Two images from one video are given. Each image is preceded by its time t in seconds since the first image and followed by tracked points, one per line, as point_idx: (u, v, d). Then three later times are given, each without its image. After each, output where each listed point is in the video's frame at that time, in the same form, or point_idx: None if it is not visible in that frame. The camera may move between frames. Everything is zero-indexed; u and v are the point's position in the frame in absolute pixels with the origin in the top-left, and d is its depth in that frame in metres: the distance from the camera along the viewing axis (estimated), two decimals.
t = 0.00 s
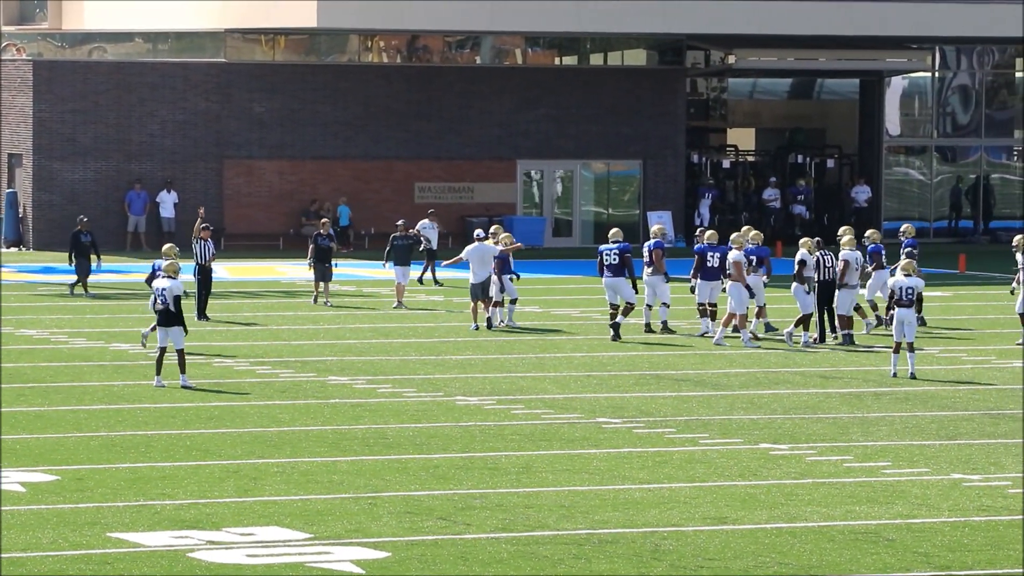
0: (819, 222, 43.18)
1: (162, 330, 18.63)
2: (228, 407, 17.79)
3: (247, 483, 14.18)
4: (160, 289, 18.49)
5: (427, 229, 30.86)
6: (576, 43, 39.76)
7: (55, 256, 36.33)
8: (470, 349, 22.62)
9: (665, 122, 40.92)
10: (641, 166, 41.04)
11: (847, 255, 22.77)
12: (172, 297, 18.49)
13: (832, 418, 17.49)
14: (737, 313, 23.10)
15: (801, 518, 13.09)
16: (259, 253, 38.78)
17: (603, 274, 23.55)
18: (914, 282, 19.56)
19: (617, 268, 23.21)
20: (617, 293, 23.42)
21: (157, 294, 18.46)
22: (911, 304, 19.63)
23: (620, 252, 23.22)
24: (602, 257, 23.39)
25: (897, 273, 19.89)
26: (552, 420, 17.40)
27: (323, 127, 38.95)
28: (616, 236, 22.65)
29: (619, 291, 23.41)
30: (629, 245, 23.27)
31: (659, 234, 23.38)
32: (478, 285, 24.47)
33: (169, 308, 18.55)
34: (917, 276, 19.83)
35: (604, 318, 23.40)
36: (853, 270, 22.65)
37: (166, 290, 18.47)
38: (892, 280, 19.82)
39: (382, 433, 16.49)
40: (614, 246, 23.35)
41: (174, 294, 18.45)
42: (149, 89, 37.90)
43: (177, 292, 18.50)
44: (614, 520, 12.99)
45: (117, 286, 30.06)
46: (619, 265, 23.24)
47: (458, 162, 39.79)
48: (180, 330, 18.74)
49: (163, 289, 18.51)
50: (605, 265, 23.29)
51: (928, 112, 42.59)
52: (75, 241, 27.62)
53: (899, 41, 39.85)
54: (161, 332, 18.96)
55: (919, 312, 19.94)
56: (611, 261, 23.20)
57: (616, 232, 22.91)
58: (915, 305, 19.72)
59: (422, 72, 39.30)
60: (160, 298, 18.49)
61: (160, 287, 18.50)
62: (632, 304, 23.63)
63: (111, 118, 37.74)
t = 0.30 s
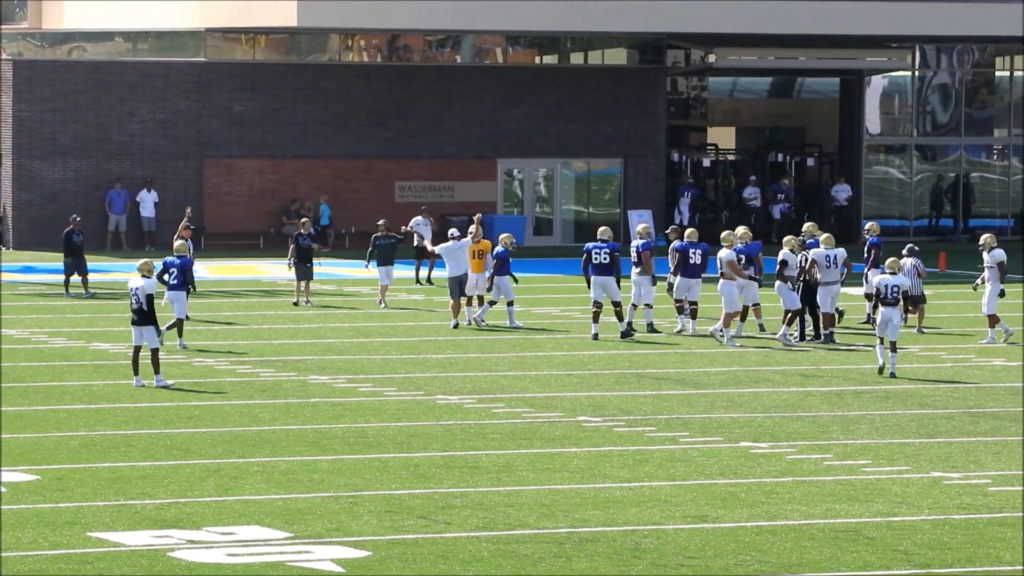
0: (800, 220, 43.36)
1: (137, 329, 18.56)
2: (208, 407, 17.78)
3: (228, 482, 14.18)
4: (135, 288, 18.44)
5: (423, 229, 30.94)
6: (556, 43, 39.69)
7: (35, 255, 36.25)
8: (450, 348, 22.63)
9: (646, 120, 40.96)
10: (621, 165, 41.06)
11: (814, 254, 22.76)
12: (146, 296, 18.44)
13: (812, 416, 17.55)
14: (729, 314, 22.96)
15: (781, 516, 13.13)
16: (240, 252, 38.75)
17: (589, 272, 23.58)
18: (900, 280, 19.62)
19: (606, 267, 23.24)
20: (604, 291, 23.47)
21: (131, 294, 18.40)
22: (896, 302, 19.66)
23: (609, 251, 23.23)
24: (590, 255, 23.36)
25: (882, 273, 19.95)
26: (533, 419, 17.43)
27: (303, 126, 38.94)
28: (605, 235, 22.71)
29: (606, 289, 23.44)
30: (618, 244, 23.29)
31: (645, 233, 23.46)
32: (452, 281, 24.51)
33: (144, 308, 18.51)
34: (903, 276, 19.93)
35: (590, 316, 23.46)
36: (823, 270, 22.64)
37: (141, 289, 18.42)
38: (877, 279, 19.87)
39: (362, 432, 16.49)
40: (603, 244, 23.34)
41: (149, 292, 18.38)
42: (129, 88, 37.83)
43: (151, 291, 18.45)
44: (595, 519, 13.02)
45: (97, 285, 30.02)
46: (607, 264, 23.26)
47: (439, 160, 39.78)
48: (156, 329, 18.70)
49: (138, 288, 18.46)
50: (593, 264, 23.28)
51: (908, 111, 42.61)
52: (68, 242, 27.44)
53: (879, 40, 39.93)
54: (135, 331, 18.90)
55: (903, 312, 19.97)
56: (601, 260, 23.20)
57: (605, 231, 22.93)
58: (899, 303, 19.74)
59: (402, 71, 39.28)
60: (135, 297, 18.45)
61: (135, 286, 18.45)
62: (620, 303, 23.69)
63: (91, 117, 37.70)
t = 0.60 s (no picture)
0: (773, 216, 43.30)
1: (108, 325, 18.50)
2: (180, 403, 17.74)
3: (199, 478, 14.16)
4: (106, 284, 18.38)
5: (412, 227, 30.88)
6: (530, 39, 39.54)
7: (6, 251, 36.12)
8: (423, 345, 22.62)
9: (619, 118, 40.96)
10: (594, 162, 41.13)
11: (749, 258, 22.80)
12: (117, 292, 18.39)
13: (784, 413, 17.60)
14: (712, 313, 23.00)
15: (752, 513, 13.16)
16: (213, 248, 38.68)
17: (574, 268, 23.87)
18: (873, 278, 19.69)
19: (591, 265, 23.53)
20: (585, 289, 23.74)
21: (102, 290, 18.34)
22: (869, 300, 19.68)
23: (597, 251, 23.54)
24: (577, 252, 23.64)
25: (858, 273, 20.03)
26: (506, 415, 17.44)
27: (277, 122, 38.86)
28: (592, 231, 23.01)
29: (587, 287, 23.70)
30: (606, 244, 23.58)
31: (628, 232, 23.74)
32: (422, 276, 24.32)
33: (114, 304, 18.46)
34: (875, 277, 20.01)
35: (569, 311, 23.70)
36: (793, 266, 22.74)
37: (111, 285, 18.35)
38: (850, 280, 19.96)
39: (335, 429, 16.48)
40: (591, 243, 23.64)
41: (119, 289, 18.32)
42: (102, 84, 37.88)
43: (122, 287, 18.41)
44: (567, 515, 13.03)
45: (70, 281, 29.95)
46: (593, 262, 23.56)
47: (412, 157, 39.74)
48: (127, 325, 18.65)
49: (108, 284, 18.40)
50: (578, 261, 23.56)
51: (881, 108, 42.87)
52: (55, 239, 27.39)
53: (852, 38, 40.03)
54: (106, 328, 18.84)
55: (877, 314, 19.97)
56: (587, 258, 23.50)
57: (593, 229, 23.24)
58: (872, 303, 19.76)
59: (377, 67, 39.23)
60: (106, 293, 18.39)
61: (105, 282, 18.40)
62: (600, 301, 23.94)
63: (63, 112, 37.82)
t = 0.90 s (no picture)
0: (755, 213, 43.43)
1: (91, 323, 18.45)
2: (162, 400, 17.71)
3: (182, 476, 14.14)
4: (91, 282, 18.34)
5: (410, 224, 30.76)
6: (512, 36, 39.42)
7: None
8: (406, 343, 22.61)
9: (602, 115, 40.92)
10: (577, 159, 41.10)
11: (732, 253, 22.84)
12: (102, 291, 18.35)
13: (767, 410, 17.64)
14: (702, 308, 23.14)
15: (735, 510, 13.17)
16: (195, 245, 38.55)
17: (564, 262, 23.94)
18: (857, 274, 19.64)
19: (581, 260, 23.63)
20: (574, 283, 23.85)
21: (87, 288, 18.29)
22: (852, 297, 19.66)
23: (588, 245, 23.62)
24: (567, 245, 23.71)
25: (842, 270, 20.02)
26: (488, 413, 17.44)
27: (259, 120, 38.81)
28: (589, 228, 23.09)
29: (577, 281, 23.83)
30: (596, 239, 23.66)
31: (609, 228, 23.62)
32: (396, 275, 24.59)
33: (99, 303, 18.41)
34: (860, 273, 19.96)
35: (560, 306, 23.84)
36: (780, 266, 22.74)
37: (96, 284, 18.31)
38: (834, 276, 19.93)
39: (318, 426, 16.47)
40: (581, 237, 23.69)
41: (104, 287, 18.27)
42: (83, 82, 37.91)
43: (106, 285, 18.37)
44: (550, 513, 13.04)
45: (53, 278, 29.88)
46: (583, 257, 23.67)
47: (395, 155, 39.70)
48: (111, 323, 18.61)
49: (93, 283, 18.35)
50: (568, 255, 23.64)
51: (863, 105, 42.87)
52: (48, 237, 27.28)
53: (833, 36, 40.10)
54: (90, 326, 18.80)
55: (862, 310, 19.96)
56: (577, 253, 23.58)
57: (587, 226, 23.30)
58: (856, 299, 19.74)
59: (359, 65, 39.22)
60: (90, 291, 18.34)
61: (90, 280, 18.35)
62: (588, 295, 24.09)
63: (45, 110, 37.79)
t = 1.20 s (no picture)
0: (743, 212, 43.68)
1: (85, 323, 18.43)
2: (151, 400, 17.69)
3: (171, 476, 14.12)
4: (85, 282, 18.33)
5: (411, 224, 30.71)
6: (501, 35, 39.68)
7: None
8: (396, 342, 22.59)
9: (591, 114, 40.91)
10: (566, 159, 41.09)
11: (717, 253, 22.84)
12: (96, 291, 18.34)
13: (757, 408, 17.66)
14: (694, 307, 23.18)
15: (724, 510, 13.18)
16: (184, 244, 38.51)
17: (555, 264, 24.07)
18: (852, 274, 19.60)
19: (572, 258, 23.78)
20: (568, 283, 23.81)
21: (81, 288, 18.28)
22: (847, 297, 19.64)
23: (577, 244, 23.81)
24: (557, 246, 23.90)
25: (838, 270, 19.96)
26: (477, 412, 17.43)
27: (248, 119, 38.78)
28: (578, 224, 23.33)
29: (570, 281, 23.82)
30: (585, 237, 23.84)
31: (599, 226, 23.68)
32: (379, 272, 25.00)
33: (92, 303, 18.40)
34: (855, 272, 19.92)
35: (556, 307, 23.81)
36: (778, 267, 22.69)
37: (90, 284, 18.29)
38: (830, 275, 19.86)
39: (307, 426, 16.46)
40: (571, 237, 23.90)
41: (98, 288, 18.26)
42: (71, 81, 37.87)
43: (101, 285, 18.36)
44: (540, 512, 13.04)
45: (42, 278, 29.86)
46: (573, 256, 23.82)
47: (383, 154, 39.69)
48: (105, 324, 18.61)
49: (87, 283, 18.33)
50: (559, 256, 23.82)
51: (852, 104, 42.88)
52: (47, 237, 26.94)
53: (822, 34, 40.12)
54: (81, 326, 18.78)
55: (856, 310, 19.94)
56: (567, 251, 23.76)
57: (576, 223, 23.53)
58: (851, 299, 19.74)
59: (348, 64, 39.17)
60: (85, 291, 18.32)
61: (84, 280, 18.35)
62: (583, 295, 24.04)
63: (33, 110, 37.75)
